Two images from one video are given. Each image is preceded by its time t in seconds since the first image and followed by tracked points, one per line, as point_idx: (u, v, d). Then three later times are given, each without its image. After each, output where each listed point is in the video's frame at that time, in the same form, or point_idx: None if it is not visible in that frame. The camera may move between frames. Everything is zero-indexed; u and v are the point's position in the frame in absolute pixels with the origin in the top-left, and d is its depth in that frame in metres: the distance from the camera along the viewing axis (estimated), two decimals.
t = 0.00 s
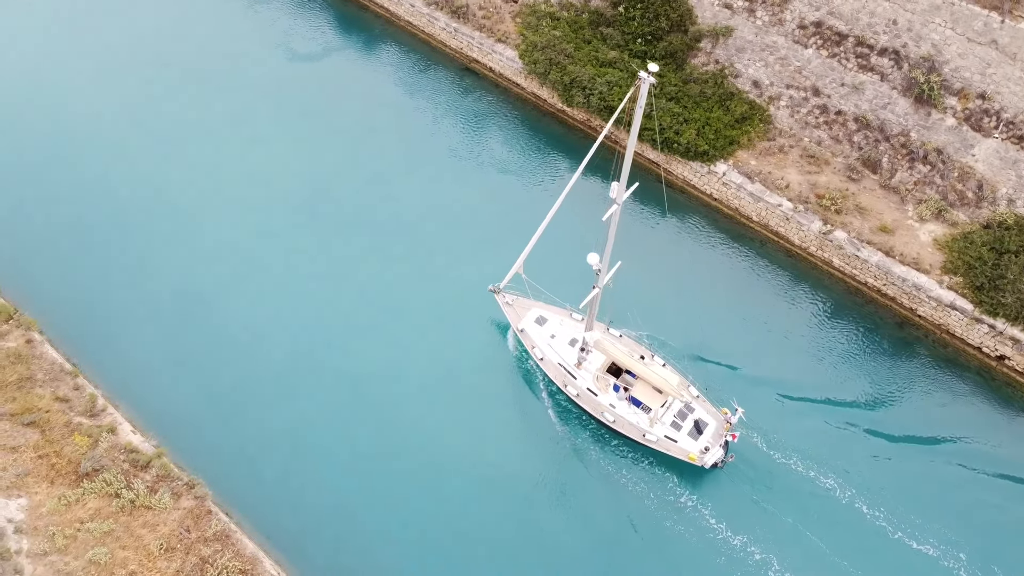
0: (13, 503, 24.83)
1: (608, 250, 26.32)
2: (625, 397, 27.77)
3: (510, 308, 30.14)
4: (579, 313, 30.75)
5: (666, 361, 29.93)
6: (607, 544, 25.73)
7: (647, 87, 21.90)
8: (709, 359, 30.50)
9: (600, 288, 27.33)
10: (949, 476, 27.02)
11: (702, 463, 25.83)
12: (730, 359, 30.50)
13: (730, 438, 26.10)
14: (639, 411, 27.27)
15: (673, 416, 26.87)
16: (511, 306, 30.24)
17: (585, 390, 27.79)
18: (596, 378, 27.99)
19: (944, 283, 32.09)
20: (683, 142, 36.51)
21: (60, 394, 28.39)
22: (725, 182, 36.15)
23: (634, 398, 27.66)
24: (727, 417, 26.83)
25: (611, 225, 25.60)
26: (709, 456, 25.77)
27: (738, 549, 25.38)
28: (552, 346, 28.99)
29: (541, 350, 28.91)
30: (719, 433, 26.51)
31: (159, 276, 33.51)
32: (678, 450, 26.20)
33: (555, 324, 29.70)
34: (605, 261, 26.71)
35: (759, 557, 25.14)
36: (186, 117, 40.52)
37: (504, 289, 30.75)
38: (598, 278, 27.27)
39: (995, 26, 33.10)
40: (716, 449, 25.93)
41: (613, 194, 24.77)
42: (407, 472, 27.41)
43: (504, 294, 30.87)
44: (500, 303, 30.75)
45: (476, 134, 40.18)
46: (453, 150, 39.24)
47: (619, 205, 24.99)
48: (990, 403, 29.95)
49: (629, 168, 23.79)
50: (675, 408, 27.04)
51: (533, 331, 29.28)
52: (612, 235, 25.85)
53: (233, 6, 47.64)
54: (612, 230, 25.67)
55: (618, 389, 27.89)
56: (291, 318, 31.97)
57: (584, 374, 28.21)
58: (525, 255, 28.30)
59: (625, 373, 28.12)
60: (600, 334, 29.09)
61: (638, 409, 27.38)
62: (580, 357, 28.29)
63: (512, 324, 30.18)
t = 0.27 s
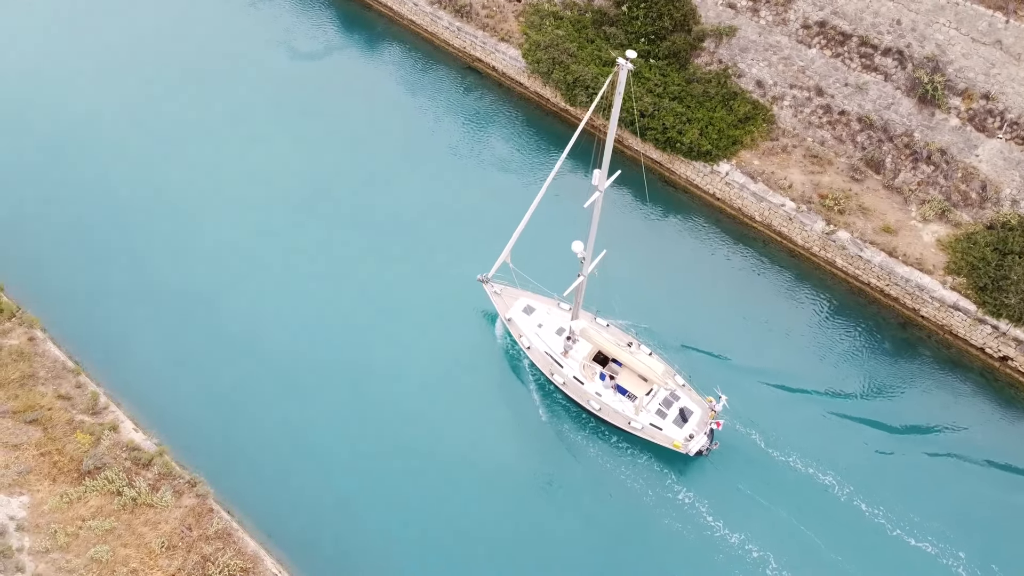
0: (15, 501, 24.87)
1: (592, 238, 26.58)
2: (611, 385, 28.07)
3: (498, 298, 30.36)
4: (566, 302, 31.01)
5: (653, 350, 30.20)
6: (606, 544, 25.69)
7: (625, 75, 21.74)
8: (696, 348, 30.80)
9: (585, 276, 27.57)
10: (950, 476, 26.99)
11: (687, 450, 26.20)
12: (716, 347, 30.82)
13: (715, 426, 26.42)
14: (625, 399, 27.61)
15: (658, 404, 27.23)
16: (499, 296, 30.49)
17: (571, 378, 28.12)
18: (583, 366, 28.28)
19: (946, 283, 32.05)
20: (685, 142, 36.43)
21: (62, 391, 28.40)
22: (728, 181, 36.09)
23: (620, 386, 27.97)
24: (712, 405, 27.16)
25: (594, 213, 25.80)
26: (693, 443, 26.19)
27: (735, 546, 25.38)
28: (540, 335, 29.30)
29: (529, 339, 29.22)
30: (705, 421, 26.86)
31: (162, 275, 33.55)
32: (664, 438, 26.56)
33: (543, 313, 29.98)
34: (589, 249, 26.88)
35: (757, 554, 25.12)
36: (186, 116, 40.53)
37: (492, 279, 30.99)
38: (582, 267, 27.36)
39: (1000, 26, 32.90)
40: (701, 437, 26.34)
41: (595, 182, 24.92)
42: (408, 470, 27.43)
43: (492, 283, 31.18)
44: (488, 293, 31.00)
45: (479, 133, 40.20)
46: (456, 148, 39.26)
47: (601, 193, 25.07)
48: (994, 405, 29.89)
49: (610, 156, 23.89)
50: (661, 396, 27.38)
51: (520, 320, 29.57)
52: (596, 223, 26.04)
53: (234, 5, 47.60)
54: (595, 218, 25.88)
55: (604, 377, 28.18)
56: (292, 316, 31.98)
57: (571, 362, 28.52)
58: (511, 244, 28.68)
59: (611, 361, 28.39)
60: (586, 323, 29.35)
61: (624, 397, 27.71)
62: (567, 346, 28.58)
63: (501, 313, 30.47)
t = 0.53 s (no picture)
0: (15, 501, 24.85)
1: (574, 226, 27.06)
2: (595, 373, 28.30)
3: (484, 288, 30.65)
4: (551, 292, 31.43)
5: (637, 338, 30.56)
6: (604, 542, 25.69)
7: (601, 60, 22.55)
8: (678, 336, 31.11)
9: (567, 264, 27.93)
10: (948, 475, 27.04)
11: (670, 437, 26.53)
12: (698, 335, 31.12)
13: (699, 413, 26.79)
14: (609, 387, 27.86)
15: (643, 392, 27.53)
16: (485, 285, 30.80)
17: (556, 367, 28.34)
18: (567, 355, 28.50)
19: (947, 282, 32.04)
20: (686, 141, 36.41)
21: (62, 391, 28.37)
22: (728, 181, 36.07)
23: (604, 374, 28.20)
24: (695, 393, 27.59)
25: (576, 200, 26.28)
26: (677, 430, 26.49)
27: (731, 543, 25.43)
28: (525, 324, 29.60)
29: (514, 328, 29.52)
30: (688, 408, 27.27)
31: (162, 275, 33.52)
32: (647, 425, 26.86)
33: (529, 303, 30.30)
34: (571, 237, 27.46)
35: (753, 551, 25.20)
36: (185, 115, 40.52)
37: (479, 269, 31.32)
38: (565, 255, 27.72)
39: (1000, 25, 32.88)
40: (684, 423, 26.67)
41: (576, 169, 25.52)
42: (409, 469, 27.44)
43: (479, 273, 31.50)
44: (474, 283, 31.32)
45: (479, 132, 40.19)
46: (457, 148, 39.25)
47: (581, 179, 25.64)
48: (995, 404, 29.85)
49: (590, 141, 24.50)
50: (644, 384, 27.66)
51: (506, 310, 29.88)
52: (577, 210, 26.52)
53: (234, 4, 47.56)
54: (577, 204, 26.37)
55: (589, 365, 28.47)
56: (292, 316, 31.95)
57: (556, 351, 28.76)
58: (497, 233, 29.11)
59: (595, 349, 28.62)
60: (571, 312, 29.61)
61: (608, 385, 27.95)
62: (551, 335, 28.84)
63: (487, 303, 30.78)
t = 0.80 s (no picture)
0: (15, 503, 24.82)
1: (557, 217, 26.88)
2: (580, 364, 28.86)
3: (472, 281, 31.34)
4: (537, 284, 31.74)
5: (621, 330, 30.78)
6: (603, 543, 25.62)
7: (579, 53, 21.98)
8: (661, 328, 31.40)
9: (551, 256, 28.24)
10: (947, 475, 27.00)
11: (653, 428, 26.90)
12: (680, 327, 31.44)
13: (682, 404, 27.13)
14: (594, 378, 28.38)
15: (626, 383, 28.04)
16: (473, 279, 31.44)
17: (542, 358, 28.94)
18: (553, 346, 29.14)
19: (948, 284, 32.00)
20: (686, 143, 36.38)
21: (62, 393, 28.34)
22: (728, 182, 36.07)
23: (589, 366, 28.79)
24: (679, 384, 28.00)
25: (557, 193, 26.22)
26: (660, 420, 26.85)
27: (728, 543, 25.34)
28: (511, 316, 30.24)
29: (501, 320, 30.18)
30: (671, 399, 27.66)
31: (163, 277, 33.46)
32: (631, 416, 27.28)
33: (515, 296, 30.95)
34: (554, 227, 27.24)
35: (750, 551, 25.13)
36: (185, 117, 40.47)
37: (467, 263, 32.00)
38: (548, 247, 27.94)
39: (1000, 26, 32.73)
40: (668, 414, 27.01)
41: (556, 161, 25.31)
42: (410, 471, 27.39)
43: (466, 266, 32.04)
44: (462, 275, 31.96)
45: (479, 134, 40.21)
46: (457, 149, 39.24)
47: (562, 172, 25.47)
48: (996, 405, 29.81)
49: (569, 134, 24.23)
50: (628, 376, 28.21)
51: (492, 302, 30.56)
52: (559, 203, 26.48)
53: (234, 5, 47.54)
54: (558, 197, 26.25)
55: (574, 356, 29.03)
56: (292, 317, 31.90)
57: (541, 342, 29.38)
58: (482, 226, 29.54)
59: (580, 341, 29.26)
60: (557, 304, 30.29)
61: (593, 377, 28.49)
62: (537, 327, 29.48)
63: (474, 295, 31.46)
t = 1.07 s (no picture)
0: (14, 517, 24.70)
1: (541, 214, 27.68)
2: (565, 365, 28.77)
3: (457, 283, 31.12)
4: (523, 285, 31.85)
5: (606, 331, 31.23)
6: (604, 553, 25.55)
7: (555, 49, 23.64)
8: (645, 329, 31.78)
9: (536, 256, 28.41)
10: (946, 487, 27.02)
11: (639, 428, 26.95)
12: (664, 328, 31.82)
13: (667, 404, 27.20)
14: (579, 379, 28.34)
15: (611, 383, 28.05)
16: (458, 280, 31.24)
17: (527, 359, 28.78)
18: (538, 347, 29.01)
19: (948, 295, 31.97)
20: (685, 155, 36.42)
21: (62, 406, 28.22)
22: (728, 194, 36.08)
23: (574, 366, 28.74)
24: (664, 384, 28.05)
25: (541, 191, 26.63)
26: (644, 420, 26.95)
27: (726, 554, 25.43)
28: (497, 318, 30.05)
29: (487, 322, 29.95)
30: (656, 400, 27.69)
31: (162, 282, 33.22)
32: (617, 416, 27.30)
33: (501, 297, 30.77)
34: (537, 228, 28.16)
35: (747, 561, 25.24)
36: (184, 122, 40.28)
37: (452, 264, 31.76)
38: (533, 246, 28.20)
39: (998, 38, 32.71)
40: (652, 414, 27.04)
41: (538, 157, 26.08)
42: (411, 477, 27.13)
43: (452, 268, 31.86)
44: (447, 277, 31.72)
45: (479, 144, 40.20)
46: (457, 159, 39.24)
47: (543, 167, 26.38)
48: (996, 417, 29.76)
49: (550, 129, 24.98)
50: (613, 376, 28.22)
51: (478, 303, 30.33)
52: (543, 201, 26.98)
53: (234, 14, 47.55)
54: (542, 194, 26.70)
55: (559, 357, 28.90)
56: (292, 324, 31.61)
57: (526, 344, 29.24)
58: (468, 226, 29.79)
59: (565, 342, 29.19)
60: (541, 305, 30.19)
61: (578, 378, 28.44)
62: (522, 328, 29.32)
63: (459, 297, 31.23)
